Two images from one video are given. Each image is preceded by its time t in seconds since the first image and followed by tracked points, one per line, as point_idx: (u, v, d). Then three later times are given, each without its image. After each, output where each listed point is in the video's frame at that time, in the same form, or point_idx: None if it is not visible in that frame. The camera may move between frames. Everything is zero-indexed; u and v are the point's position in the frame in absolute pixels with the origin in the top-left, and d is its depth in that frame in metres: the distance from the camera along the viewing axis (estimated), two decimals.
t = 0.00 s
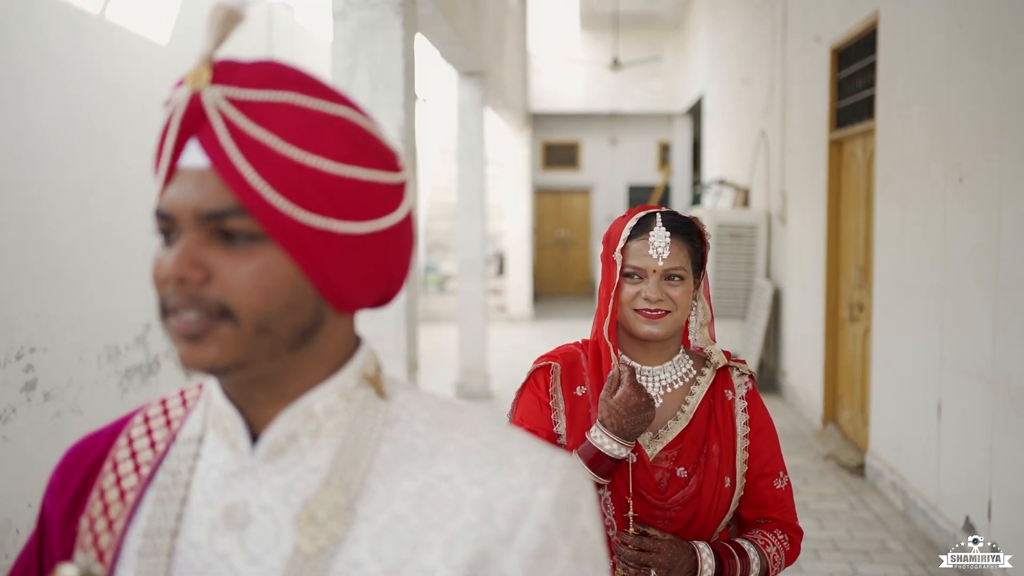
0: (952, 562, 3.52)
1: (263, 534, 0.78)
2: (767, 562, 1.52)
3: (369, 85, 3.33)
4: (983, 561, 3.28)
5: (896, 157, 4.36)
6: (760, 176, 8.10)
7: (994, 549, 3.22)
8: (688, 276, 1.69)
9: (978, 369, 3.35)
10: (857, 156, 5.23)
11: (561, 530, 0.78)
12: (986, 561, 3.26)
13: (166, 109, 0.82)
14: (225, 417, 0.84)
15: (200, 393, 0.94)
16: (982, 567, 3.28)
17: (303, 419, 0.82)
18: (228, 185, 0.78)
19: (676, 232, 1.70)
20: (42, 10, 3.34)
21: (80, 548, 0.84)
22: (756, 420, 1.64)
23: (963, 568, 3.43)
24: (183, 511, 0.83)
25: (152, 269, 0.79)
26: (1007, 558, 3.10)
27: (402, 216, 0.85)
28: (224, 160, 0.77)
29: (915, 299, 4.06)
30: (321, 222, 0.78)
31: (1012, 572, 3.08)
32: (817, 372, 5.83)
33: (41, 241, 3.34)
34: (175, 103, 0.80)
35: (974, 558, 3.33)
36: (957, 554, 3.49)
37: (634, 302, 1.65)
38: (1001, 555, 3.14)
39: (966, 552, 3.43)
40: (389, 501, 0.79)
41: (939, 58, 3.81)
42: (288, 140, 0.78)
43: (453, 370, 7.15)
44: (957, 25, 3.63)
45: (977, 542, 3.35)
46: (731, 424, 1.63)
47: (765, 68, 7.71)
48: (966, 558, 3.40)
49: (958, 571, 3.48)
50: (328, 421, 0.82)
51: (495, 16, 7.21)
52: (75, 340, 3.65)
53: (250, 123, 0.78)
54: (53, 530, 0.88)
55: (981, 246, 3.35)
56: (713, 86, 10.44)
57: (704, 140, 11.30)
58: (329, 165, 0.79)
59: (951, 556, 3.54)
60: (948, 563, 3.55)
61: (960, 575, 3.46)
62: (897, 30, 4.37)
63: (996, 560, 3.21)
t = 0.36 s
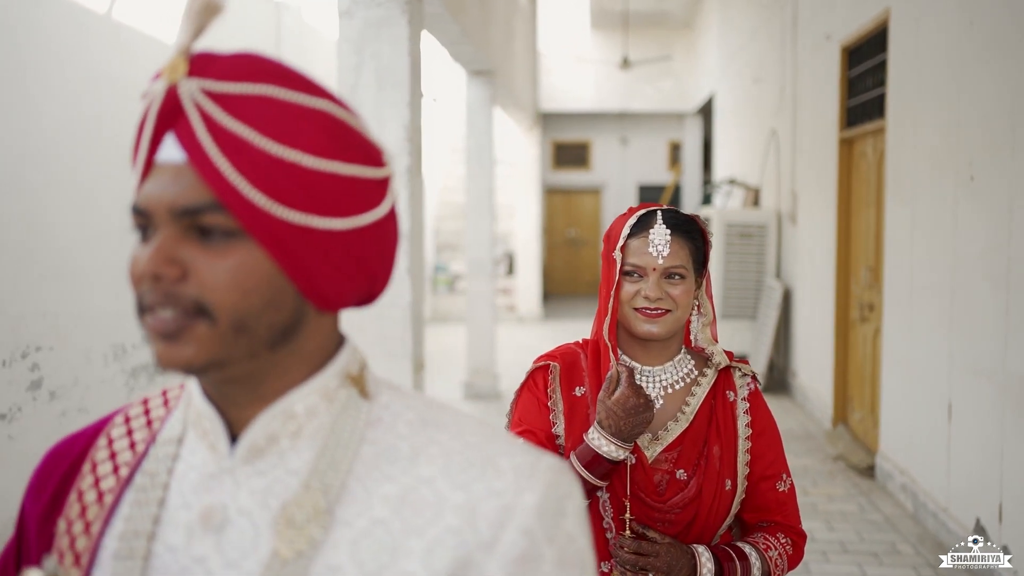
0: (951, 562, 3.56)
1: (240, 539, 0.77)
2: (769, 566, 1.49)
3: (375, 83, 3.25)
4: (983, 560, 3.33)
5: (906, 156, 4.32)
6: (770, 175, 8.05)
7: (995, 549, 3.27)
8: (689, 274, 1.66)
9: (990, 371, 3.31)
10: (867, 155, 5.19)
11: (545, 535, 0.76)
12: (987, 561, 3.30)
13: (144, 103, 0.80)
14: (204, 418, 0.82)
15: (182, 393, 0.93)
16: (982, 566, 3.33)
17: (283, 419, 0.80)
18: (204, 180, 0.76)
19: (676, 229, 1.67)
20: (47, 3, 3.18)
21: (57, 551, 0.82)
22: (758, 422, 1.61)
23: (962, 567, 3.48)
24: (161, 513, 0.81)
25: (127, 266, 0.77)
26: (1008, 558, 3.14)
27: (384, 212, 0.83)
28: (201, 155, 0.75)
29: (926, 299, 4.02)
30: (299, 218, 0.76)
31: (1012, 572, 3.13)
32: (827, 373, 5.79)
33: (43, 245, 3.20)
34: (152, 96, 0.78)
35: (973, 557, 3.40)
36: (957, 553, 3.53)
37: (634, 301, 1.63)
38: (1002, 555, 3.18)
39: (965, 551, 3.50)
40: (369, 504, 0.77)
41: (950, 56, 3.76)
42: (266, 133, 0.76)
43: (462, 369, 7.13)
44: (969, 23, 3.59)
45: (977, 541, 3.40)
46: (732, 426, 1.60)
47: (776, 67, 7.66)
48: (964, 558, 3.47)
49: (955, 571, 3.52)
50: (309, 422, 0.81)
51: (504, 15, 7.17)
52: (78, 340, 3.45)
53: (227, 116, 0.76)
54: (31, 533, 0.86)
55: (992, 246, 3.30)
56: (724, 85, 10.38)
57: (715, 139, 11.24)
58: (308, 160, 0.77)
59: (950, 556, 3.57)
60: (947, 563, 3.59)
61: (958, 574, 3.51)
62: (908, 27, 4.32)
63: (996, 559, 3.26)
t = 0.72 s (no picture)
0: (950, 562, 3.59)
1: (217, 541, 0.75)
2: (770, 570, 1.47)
3: (381, 81, 3.22)
4: (983, 560, 3.38)
5: (916, 155, 4.28)
6: (781, 174, 8.01)
7: (996, 550, 3.32)
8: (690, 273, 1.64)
9: (1000, 371, 3.27)
10: (878, 154, 5.15)
11: (527, 540, 0.74)
12: (988, 561, 3.35)
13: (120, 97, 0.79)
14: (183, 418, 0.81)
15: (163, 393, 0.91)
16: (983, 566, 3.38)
17: (262, 420, 0.78)
18: (179, 174, 0.74)
19: (676, 228, 1.65)
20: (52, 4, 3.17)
21: (33, 554, 0.81)
22: (759, 423, 1.59)
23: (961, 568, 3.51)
24: (137, 515, 0.79)
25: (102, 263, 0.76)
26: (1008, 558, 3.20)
27: (367, 207, 0.81)
28: (175, 149, 0.74)
29: (936, 299, 3.98)
30: (276, 214, 0.75)
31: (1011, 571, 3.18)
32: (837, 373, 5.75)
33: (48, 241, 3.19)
34: (127, 89, 0.77)
35: (973, 557, 3.46)
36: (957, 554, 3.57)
37: (634, 300, 1.61)
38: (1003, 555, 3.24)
39: (965, 552, 3.56)
40: (348, 507, 0.75)
41: (961, 54, 3.72)
42: (242, 126, 0.74)
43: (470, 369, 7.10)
44: (979, 20, 3.55)
45: (977, 542, 3.45)
46: (733, 427, 1.58)
47: (786, 66, 7.62)
48: (964, 558, 3.52)
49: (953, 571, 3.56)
50: (289, 422, 0.79)
51: (513, 14, 7.17)
52: (83, 340, 3.41)
53: (202, 109, 0.74)
54: (8, 534, 0.85)
55: (1002, 245, 3.27)
56: (734, 84, 10.33)
57: (725, 139, 11.19)
58: (285, 153, 0.75)
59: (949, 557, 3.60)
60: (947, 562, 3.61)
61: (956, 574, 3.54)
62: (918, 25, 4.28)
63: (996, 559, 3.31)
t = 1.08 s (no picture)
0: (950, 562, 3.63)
1: (192, 543, 0.73)
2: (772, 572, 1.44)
3: (386, 80, 3.20)
4: (983, 560, 3.44)
5: (927, 153, 4.24)
6: (791, 174, 7.95)
7: (995, 550, 3.38)
8: (691, 272, 1.61)
9: (1012, 372, 3.23)
10: (888, 154, 5.10)
11: (510, 543, 0.73)
12: (987, 561, 3.41)
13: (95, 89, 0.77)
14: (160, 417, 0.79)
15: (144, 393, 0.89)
16: (982, 566, 3.44)
17: (240, 420, 0.77)
18: (153, 167, 0.72)
19: (678, 226, 1.62)
20: None
21: (9, 556, 0.79)
22: (761, 425, 1.56)
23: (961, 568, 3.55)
24: (113, 516, 0.78)
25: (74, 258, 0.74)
26: (1007, 558, 3.25)
27: (347, 201, 0.79)
28: (149, 142, 0.72)
29: (947, 299, 3.94)
30: (253, 208, 0.73)
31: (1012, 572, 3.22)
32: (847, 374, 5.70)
33: (52, 242, 3.06)
34: (101, 80, 0.75)
35: (973, 557, 3.52)
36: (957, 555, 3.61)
37: (633, 299, 1.59)
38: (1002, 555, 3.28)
39: (965, 552, 3.62)
40: (326, 509, 0.73)
41: (972, 51, 3.68)
42: (218, 118, 0.73)
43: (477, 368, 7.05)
44: (990, 18, 3.51)
45: (977, 542, 3.51)
46: (734, 428, 1.56)
47: (797, 65, 7.57)
48: (964, 558, 3.56)
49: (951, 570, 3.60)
50: (268, 422, 0.77)
51: (522, 12, 7.14)
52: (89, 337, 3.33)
53: (178, 100, 0.72)
54: None
55: (1014, 245, 3.23)
56: (745, 84, 10.28)
57: (736, 139, 11.14)
58: (262, 147, 0.73)
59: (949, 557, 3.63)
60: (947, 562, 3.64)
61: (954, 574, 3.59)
62: (929, 22, 4.24)
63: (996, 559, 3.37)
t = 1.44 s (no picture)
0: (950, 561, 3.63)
1: (169, 544, 0.71)
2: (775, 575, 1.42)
3: (394, 79, 3.18)
4: (983, 561, 3.47)
5: (940, 152, 4.19)
6: (803, 173, 7.90)
7: (995, 549, 3.43)
8: (694, 271, 1.59)
9: None
10: (901, 153, 5.06)
11: (495, 545, 0.71)
12: (988, 561, 3.45)
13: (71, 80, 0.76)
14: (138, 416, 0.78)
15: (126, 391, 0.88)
16: (982, 567, 3.47)
17: (219, 418, 0.75)
18: (128, 159, 0.71)
19: (681, 224, 1.60)
20: None
21: None
22: (763, 424, 1.54)
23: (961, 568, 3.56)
24: (90, 516, 0.76)
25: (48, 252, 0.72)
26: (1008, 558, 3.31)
27: (329, 192, 0.77)
28: (123, 133, 0.71)
29: (959, 299, 3.90)
30: (231, 201, 0.71)
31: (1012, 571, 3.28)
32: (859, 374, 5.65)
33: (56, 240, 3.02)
34: (76, 71, 0.73)
35: (973, 557, 3.54)
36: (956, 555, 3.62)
37: (635, 297, 1.57)
38: (1002, 555, 3.34)
39: (965, 552, 3.64)
40: (305, 509, 0.71)
41: (985, 48, 3.64)
42: (194, 109, 0.71)
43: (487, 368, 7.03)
44: (1002, 15, 3.47)
45: (977, 542, 3.55)
46: (736, 428, 1.54)
47: (809, 64, 7.52)
48: (965, 558, 3.57)
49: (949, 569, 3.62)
50: (247, 420, 0.75)
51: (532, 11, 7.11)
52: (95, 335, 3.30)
53: (153, 90, 0.71)
54: None
55: None
56: (757, 83, 10.22)
57: (747, 139, 11.09)
58: (240, 138, 0.71)
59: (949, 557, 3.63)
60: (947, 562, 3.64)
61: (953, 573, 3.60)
62: (942, 20, 4.20)
63: (996, 559, 3.42)
